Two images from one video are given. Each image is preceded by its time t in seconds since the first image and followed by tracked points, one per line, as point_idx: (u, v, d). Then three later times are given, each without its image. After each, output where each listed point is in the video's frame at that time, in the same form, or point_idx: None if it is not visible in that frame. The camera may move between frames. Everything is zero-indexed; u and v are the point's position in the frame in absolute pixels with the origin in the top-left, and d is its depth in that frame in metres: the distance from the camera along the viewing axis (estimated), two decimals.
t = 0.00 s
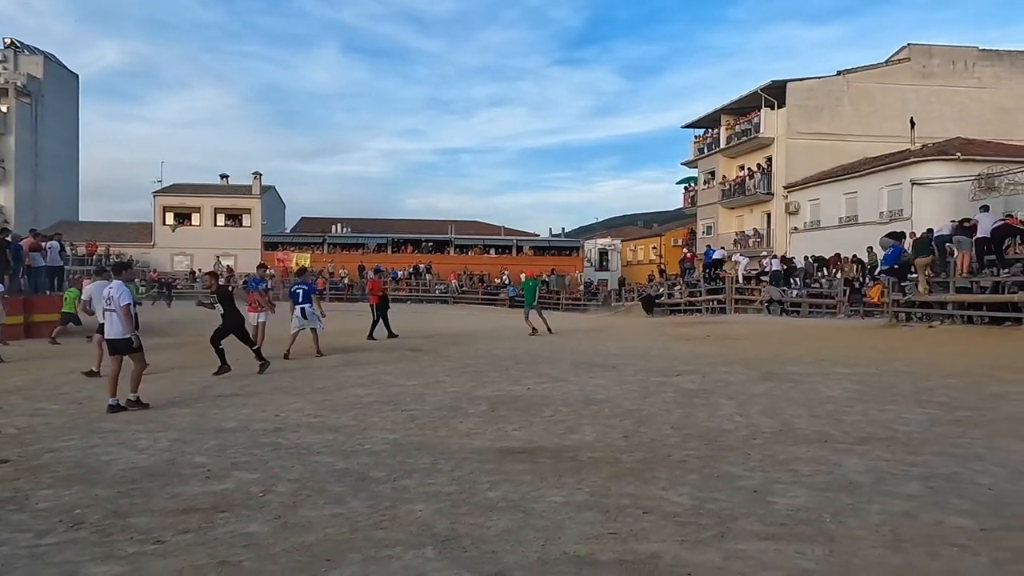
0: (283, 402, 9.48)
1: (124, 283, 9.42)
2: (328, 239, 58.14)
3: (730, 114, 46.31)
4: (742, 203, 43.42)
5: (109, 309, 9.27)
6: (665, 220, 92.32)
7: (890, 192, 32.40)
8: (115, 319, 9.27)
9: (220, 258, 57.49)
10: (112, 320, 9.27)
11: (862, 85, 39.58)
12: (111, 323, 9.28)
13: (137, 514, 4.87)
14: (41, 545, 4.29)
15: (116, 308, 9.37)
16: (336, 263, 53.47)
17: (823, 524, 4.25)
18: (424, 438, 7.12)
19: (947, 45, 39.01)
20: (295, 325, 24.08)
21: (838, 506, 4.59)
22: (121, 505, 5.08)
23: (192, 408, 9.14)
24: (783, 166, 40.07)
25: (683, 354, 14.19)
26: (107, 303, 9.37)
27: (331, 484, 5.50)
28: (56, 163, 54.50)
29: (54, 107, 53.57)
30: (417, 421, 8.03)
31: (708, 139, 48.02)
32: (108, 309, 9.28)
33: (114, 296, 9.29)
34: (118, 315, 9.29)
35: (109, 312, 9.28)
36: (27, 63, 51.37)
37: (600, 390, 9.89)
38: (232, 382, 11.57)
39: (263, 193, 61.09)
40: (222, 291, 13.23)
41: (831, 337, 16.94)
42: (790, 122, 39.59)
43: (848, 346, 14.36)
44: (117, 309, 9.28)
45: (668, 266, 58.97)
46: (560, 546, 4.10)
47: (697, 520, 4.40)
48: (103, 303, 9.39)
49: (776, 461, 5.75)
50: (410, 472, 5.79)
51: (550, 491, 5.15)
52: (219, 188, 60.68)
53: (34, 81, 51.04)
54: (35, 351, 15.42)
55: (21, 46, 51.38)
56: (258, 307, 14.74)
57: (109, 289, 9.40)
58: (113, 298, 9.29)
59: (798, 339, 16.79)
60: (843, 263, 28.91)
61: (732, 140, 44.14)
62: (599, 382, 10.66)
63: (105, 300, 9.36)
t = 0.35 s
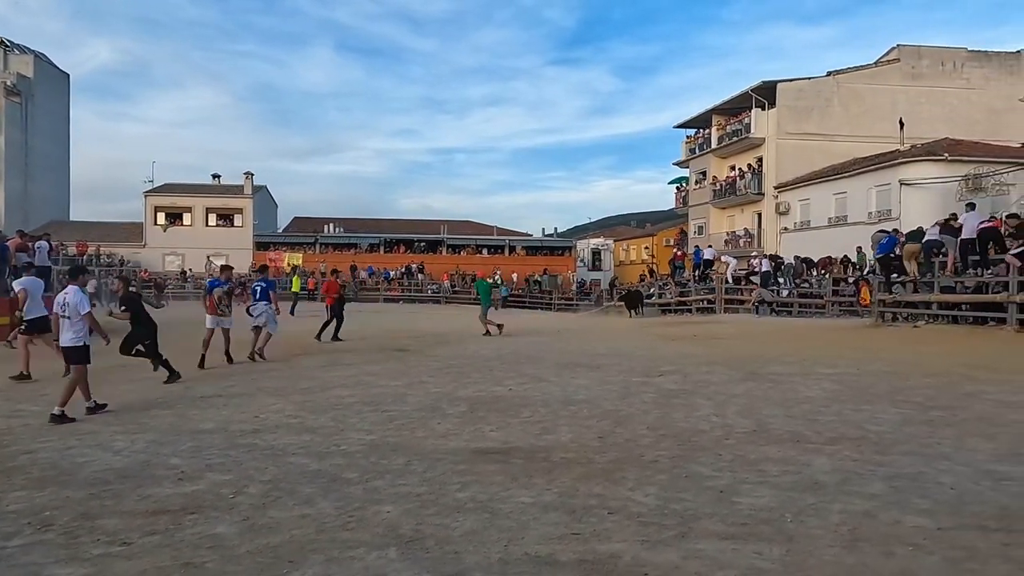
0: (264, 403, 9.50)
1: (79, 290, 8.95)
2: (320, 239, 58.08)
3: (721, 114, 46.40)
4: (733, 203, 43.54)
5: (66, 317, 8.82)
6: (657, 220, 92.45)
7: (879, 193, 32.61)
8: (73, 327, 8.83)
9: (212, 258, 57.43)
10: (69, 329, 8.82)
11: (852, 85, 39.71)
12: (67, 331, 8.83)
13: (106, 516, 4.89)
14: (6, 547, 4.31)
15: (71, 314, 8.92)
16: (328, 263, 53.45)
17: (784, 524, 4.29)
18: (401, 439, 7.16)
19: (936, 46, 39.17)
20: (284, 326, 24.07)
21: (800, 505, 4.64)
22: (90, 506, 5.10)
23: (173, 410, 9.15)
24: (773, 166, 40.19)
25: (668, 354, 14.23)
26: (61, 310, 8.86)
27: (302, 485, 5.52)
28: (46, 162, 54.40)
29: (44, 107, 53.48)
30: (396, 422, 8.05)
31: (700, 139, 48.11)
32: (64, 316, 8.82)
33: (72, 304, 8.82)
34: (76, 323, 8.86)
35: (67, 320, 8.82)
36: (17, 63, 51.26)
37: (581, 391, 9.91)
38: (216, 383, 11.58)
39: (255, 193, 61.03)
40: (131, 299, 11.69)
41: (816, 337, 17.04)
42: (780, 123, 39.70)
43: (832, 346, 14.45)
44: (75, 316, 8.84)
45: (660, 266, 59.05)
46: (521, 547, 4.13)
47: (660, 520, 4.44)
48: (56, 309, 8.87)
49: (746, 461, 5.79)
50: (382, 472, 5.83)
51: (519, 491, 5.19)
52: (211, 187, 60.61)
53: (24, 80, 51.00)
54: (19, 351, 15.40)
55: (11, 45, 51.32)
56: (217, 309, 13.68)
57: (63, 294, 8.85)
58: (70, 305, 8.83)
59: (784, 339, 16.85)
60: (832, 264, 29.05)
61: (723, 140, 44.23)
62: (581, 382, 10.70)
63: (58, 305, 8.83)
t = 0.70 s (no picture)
0: (243, 404, 9.43)
1: (26, 286, 8.73)
2: (315, 238, 57.95)
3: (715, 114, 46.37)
4: (727, 203, 43.51)
5: (10, 316, 8.65)
6: (653, 220, 92.48)
7: (872, 193, 32.66)
8: (18, 326, 8.67)
9: (206, 258, 57.40)
10: (13, 328, 8.66)
11: (846, 86, 39.70)
12: (11, 330, 8.67)
13: (66, 519, 4.84)
14: None
15: (16, 313, 8.73)
16: (323, 263, 53.38)
17: (750, 526, 4.24)
18: (376, 439, 7.10)
19: (930, 46, 39.16)
20: (276, 326, 24.00)
21: (769, 507, 4.59)
22: (52, 509, 5.04)
23: (150, 411, 9.08)
24: (767, 166, 40.20)
25: (656, 354, 14.21)
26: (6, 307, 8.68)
27: (270, 487, 5.46)
28: (39, 162, 54.42)
29: (37, 107, 53.51)
30: (373, 423, 7.97)
31: (694, 139, 48.11)
32: (8, 314, 8.65)
33: (15, 302, 8.63)
34: (20, 322, 8.69)
35: (9, 320, 8.65)
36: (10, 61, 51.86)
37: (564, 391, 9.84)
38: (199, 384, 11.51)
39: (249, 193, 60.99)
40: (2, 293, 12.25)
41: (806, 337, 17.00)
42: (774, 123, 39.70)
43: (820, 346, 14.40)
44: (18, 316, 8.67)
45: (655, 266, 58.99)
46: (483, 550, 4.07)
47: (626, 522, 4.38)
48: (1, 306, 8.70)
49: (720, 462, 5.73)
50: (352, 475, 5.76)
51: (487, 493, 5.11)
52: (206, 187, 60.57)
53: (18, 80, 51.13)
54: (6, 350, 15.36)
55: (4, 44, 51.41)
56: (180, 314, 12.40)
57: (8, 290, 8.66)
58: (14, 304, 8.65)
59: (775, 338, 16.81)
60: (825, 265, 29.02)
61: (717, 140, 44.21)
62: (565, 382, 10.63)
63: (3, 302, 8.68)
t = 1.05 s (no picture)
0: (222, 405, 9.38)
1: None
2: (311, 238, 57.82)
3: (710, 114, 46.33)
4: (723, 202, 43.48)
5: None
6: (651, 220, 92.44)
7: (865, 193, 32.69)
8: None
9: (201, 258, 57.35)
10: None
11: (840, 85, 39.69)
12: None
13: (25, 521, 4.80)
14: None
15: None
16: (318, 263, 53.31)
17: (710, 529, 4.20)
18: (349, 441, 7.04)
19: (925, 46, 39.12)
20: (268, 326, 23.96)
21: (731, 510, 4.55)
22: (13, 511, 5.01)
23: (127, 412, 9.04)
24: (762, 166, 40.18)
25: (644, 354, 14.19)
26: None
27: (235, 490, 5.43)
28: (34, 161, 54.45)
29: (32, 106, 53.52)
30: (349, 424, 7.93)
31: (689, 139, 48.08)
32: None
33: None
34: None
35: None
36: (5, 61, 51.92)
37: (545, 392, 9.80)
38: (182, 385, 11.47)
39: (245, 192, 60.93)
40: None
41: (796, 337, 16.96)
42: (769, 122, 39.66)
43: (808, 346, 14.36)
44: None
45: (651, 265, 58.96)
46: (438, 554, 4.03)
47: (585, 526, 4.34)
48: None
49: (690, 464, 5.69)
50: (319, 477, 5.72)
51: (451, 496, 5.08)
52: (202, 187, 60.52)
53: (12, 79, 51.27)
54: None
55: None
56: (144, 318, 10.86)
57: None
58: None
59: (765, 338, 16.77)
60: (820, 265, 28.92)
61: (712, 140, 44.18)
62: (547, 383, 10.58)
63: None
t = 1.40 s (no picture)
0: (204, 406, 9.41)
1: None
2: (308, 238, 57.77)
3: (707, 114, 46.34)
4: (719, 202, 43.52)
5: None
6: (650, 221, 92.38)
7: (860, 193, 32.71)
8: None
9: (198, 258, 57.44)
10: None
11: (836, 85, 39.70)
12: None
13: None
14: None
15: None
16: (316, 262, 53.34)
17: (667, 530, 4.23)
18: (325, 442, 7.08)
19: (921, 45, 39.12)
20: (263, 326, 24.02)
21: (691, 511, 4.58)
22: None
23: (109, 414, 9.08)
24: (758, 166, 40.21)
25: (631, 354, 14.23)
26: None
27: (204, 491, 5.47)
28: (32, 161, 54.62)
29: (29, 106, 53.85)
30: (327, 425, 7.96)
31: (686, 139, 48.08)
32: None
33: None
34: None
35: None
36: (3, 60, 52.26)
37: (527, 392, 9.83)
38: (167, 386, 11.52)
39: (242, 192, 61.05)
40: None
41: (785, 337, 17.01)
42: (765, 122, 39.66)
43: (795, 346, 14.40)
44: None
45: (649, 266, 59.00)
46: (395, 554, 4.08)
47: (544, 526, 4.39)
48: None
49: (658, 465, 5.73)
50: (289, 478, 5.75)
51: (416, 497, 5.11)
52: (200, 187, 60.66)
53: (10, 79, 51.71)
54: None
55: None
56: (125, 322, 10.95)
57: None
58: None
59: (753, 339, 16.81)
60: (814, 265, 28.91)
61: (709, 140, 44.19)
62: (530, 384, 10.60)
63: None
